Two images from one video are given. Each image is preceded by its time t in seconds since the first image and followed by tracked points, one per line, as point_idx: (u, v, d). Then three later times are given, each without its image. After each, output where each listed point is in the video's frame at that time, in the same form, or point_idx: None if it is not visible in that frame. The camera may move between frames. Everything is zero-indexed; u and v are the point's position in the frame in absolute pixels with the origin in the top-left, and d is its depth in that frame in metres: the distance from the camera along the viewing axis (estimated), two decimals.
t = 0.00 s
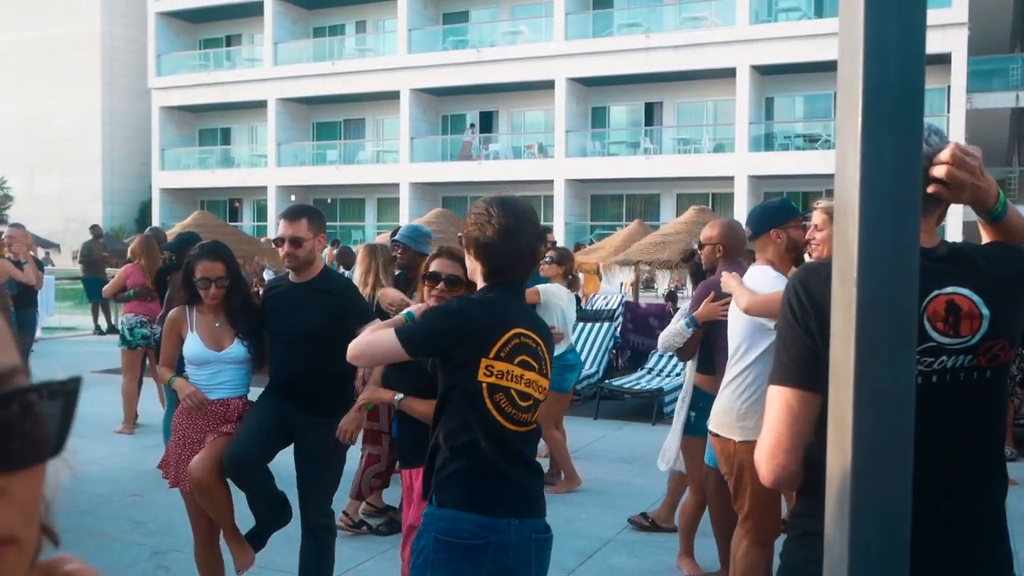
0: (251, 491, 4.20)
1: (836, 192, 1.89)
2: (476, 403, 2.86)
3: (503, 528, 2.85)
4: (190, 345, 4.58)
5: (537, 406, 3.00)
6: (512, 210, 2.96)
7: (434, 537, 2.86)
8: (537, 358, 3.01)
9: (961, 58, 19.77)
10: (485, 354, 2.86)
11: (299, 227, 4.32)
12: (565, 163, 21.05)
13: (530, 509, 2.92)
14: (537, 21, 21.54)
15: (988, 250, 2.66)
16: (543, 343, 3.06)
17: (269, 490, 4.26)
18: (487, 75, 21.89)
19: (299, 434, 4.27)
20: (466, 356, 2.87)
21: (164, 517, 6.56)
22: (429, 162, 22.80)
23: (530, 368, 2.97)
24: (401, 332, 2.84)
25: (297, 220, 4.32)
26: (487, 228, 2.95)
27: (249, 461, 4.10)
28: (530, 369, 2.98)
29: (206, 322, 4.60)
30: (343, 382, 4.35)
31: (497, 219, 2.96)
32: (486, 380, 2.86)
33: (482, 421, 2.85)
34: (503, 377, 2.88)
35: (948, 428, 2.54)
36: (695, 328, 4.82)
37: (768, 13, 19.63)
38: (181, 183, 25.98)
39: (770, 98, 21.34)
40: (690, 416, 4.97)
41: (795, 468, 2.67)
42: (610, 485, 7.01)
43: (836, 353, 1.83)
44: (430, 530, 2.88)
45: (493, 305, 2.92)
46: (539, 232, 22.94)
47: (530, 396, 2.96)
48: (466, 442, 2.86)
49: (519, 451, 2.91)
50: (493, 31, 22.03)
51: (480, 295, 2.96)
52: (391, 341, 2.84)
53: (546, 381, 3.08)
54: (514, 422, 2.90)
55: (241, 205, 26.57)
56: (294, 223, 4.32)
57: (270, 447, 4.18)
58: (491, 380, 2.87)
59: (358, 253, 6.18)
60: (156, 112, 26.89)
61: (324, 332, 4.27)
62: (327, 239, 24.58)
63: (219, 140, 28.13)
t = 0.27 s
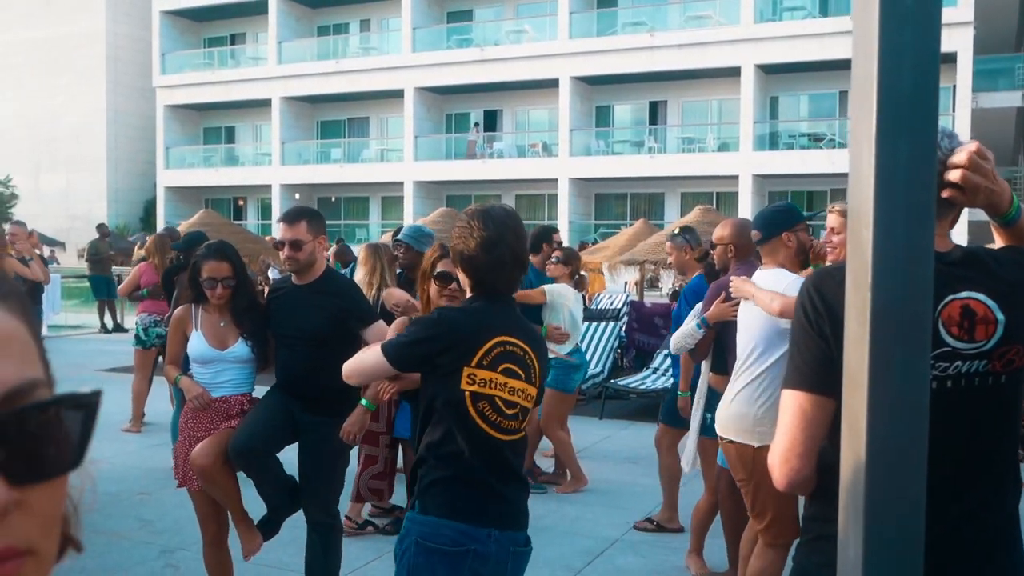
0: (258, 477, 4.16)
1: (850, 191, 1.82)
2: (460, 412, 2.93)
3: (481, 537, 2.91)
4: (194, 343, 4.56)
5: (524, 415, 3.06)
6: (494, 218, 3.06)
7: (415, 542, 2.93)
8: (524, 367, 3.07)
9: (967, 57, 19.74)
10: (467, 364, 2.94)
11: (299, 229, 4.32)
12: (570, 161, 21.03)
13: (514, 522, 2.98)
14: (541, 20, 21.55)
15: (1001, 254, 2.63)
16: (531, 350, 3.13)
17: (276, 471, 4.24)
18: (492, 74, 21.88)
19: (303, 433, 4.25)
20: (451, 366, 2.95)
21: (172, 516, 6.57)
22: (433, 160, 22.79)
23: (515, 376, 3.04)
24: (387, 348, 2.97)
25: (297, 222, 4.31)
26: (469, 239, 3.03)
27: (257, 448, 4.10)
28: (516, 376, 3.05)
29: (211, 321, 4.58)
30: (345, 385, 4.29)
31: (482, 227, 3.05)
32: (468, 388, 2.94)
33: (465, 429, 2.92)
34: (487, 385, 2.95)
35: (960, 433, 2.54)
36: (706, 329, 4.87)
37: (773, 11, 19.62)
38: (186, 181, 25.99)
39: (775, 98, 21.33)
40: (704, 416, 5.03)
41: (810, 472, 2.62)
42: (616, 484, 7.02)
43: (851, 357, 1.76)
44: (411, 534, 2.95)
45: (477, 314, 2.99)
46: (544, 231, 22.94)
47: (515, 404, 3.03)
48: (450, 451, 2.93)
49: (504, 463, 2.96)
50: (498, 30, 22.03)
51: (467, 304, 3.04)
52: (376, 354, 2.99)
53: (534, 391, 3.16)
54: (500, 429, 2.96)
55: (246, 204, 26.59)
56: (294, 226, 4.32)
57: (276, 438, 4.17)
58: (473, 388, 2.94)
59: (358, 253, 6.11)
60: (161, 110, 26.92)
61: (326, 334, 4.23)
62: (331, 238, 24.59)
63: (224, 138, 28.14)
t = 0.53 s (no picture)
0: (276, 501, 4.11)
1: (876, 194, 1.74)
2: (463, 413, 2.98)
3: (481, 537, 2.95)
4: (212, 348, 4.57)
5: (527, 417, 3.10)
6: (498, 221, 3.14)
7: (415, 543, 2.95)
8: (530, 369, 3.13)
9: (984, 54, 19.63)
10: (468, 364, 2.99)
11: (311, 236, 4.30)
12: (584, 161, 21.01)
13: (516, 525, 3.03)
14: (555, 19, 21.53)
15: None
16: (536, 352, 3.18)
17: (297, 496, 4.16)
18: (506, 73, 21.88)
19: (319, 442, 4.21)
20: (454, 368, 3.00)
21: (192, 516, 6.60)
22: (448, 159, 22.80)
23: (520, 378, 3.09)
24: (394, 353, 3.06)
25: (309, 230, 4.30)
26: (477, 247, 3.12)
27: (268, 467, 4.07)
28: (519, 378, 3.10)
29: (228, 325, 4.57)
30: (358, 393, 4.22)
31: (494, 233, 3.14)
32: (470, 389, 2.99)
33: (467, 429, 2.97)
34: (488, 385, 3.01)
35: (990, 437, 2.50)
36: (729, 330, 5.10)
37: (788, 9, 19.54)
38: (202, 181, 26.10)
39: (790, 96, 21.26)
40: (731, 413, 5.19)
41: (836, 477, 2.55)
42: (634, 485, 7.03)
43: (879, 365, 1.68)
44: (412, 534, 2.97)
45: (483, 317, 3.07)
46: (558, 230, 22.95)
47: (519, 405, 3.08)
48: (451, 452, 2.97)
49: (506, 463, 3.02)
50: (512, 29, 22.03)
51: (471, 308, 3.10)
52: (386, 359, 3.08)
53: (540, 392, 3.21)
54: (504, 430, 3.01)
55: (261, 204, 26.70)
56: (307, 233, 4.31)
57: (293, 452, 4.17)
58: (475, 389, 2.99)
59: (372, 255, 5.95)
60: (176, 110, 27.04)
61: (337, 343, 4.21)
62: (347, 238, 24.63)
63: (239, 139, 28.27)
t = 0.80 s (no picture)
0: (285, 541, 3.91)
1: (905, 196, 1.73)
2: (475, 413, 2.98)
3: (493, 536, 2.96)
4: (233, 359, 4.40)
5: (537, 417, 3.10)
6: (513, 228, 3.14)
7: (428, 540, 2.96)
8: (541, 370, 3.12)
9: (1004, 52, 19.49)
10: (480, 364, 3.00)
11: (326, 247, 4.21)
12: (599, 161, 21.03)
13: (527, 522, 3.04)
14: (570, 19, 21.51)
15: None
16: (547, 353, 3.17)
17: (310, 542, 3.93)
18: (522, 74, 21.91)
19: (337, 459, 4.08)
20: (467, 368, 3.02)
21: (213, 517, 6.65)
22: (463, 160, 22.84)
23: (531, 377, 3.09)
24: (409, 354, 3.07)
25: (324, 240, 4.22)
26: (495, 250, 3.13)
27: (282, 498, 3.91)
28: (531, 377, 3.10)
29: (246, 335, 4.41)
30: (374, 406, 4.12)
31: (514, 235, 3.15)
32: (482, 389, 3.00)
33: (478, 428, 2.98)
34: (500, 385, 3.01)
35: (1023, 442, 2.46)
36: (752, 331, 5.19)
37: (804, 8, 19.46)
38: (219, 183, 26.26)
39: (807, 95, 21.19)
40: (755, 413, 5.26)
41: (865, 481, 2.52)
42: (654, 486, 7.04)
43: (907, 368, 1.66)
44: (426, 530, 2.98)
45: (496, 318, 3.09)
46: (574, 230, 22.95)
47: (530, 404, 3.08)
48: (461, 452, 2.98)
49: (520, 461, 3.03)
50: (527, 30, 22.04)
51: (483, 309, 3.12)
52: (400, 359, 3.08)
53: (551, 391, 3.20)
54: (513, 429, 3.01)
55: (278, 205, 26.83)
56: (322, 244, 4.22)
57: (301, 482, 4.00)
58: (487, 388, 3.00)
59: (386, 256, 5.93)
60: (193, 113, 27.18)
61: (353, 355, 4.12)
62: (363, 239, 24.71)
63: (255, 140, 28.43)
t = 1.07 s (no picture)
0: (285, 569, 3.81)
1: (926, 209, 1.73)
2: (483, 416, 3.00)
3: (502, 533, 2.99)
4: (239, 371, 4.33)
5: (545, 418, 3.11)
6: (520, 231, 3.13)
7: (442, 534, 3.00)
8: (548, 373, 3.11)
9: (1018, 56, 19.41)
10: (488, 368, 3.00)
11: (332, 260, 4.12)
12: (609, 165, 21.04)
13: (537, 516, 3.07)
14: (580, 24, 21.47)
15: None
16: (556, 356, 3.15)
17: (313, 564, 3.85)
18: (531, 78, 21.92)
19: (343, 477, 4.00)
20: (475, 372, 3.02)
21: (223, 522, 6.69)
22: (472, 164, 22.86)
23: (539, 380, 3.09)
24: (419, 359, 3.07)
25: (332, 252, 4.12)
26: (499, 252, 3.12)
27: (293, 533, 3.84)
28: (537, 380, 3.09)
29: (254, 348, 4.33)
30: (378, 420, 4.05)
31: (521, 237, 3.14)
32: (490, 392, 3.00)
33: (486, 430, 2.99)
34: (507, 389, 3.02)
35: None
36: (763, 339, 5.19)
37: (814, 12, 19.42)
38: (228, 187, 26.35)
39: (818, 99, 21.14)
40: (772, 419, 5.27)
41: (886, 495, 2.52)
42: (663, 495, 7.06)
43: (927, 378, 1.66)
44: (437, 528, 3.01)
45: (503, 321, 3.08)
46: (583, 234, 22.97)
47: (537, 406, 3.08)
48: (470, 454, 3.00)
49: (529, 459, 3.06)
50: (537, 34, 22.04)
51: (491, 312, 3.11)
52: (409, 365, 3.09)
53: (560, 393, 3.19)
54: (519, 431, 3.03)
55: (287, 210, 26.91)
56: (330, 256, 4.12)
57: (308, 504, 3.93)
58: (495, 392, 3.00)
59: (391, 263, 5.92)
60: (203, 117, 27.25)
61: (359, 368, 4.03)
62: (373, 243, 24.75)
63: (265, 144, 28.53)
